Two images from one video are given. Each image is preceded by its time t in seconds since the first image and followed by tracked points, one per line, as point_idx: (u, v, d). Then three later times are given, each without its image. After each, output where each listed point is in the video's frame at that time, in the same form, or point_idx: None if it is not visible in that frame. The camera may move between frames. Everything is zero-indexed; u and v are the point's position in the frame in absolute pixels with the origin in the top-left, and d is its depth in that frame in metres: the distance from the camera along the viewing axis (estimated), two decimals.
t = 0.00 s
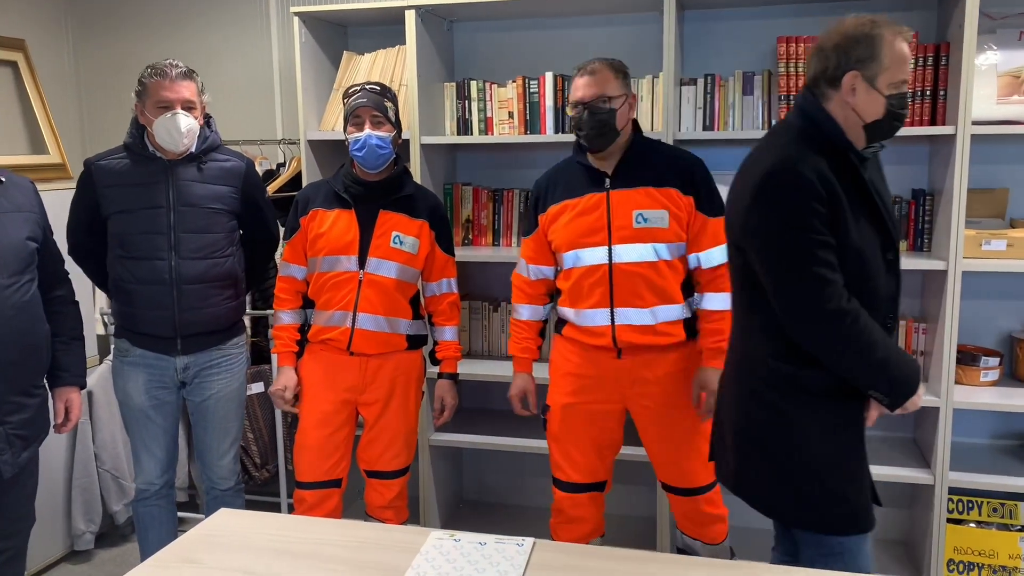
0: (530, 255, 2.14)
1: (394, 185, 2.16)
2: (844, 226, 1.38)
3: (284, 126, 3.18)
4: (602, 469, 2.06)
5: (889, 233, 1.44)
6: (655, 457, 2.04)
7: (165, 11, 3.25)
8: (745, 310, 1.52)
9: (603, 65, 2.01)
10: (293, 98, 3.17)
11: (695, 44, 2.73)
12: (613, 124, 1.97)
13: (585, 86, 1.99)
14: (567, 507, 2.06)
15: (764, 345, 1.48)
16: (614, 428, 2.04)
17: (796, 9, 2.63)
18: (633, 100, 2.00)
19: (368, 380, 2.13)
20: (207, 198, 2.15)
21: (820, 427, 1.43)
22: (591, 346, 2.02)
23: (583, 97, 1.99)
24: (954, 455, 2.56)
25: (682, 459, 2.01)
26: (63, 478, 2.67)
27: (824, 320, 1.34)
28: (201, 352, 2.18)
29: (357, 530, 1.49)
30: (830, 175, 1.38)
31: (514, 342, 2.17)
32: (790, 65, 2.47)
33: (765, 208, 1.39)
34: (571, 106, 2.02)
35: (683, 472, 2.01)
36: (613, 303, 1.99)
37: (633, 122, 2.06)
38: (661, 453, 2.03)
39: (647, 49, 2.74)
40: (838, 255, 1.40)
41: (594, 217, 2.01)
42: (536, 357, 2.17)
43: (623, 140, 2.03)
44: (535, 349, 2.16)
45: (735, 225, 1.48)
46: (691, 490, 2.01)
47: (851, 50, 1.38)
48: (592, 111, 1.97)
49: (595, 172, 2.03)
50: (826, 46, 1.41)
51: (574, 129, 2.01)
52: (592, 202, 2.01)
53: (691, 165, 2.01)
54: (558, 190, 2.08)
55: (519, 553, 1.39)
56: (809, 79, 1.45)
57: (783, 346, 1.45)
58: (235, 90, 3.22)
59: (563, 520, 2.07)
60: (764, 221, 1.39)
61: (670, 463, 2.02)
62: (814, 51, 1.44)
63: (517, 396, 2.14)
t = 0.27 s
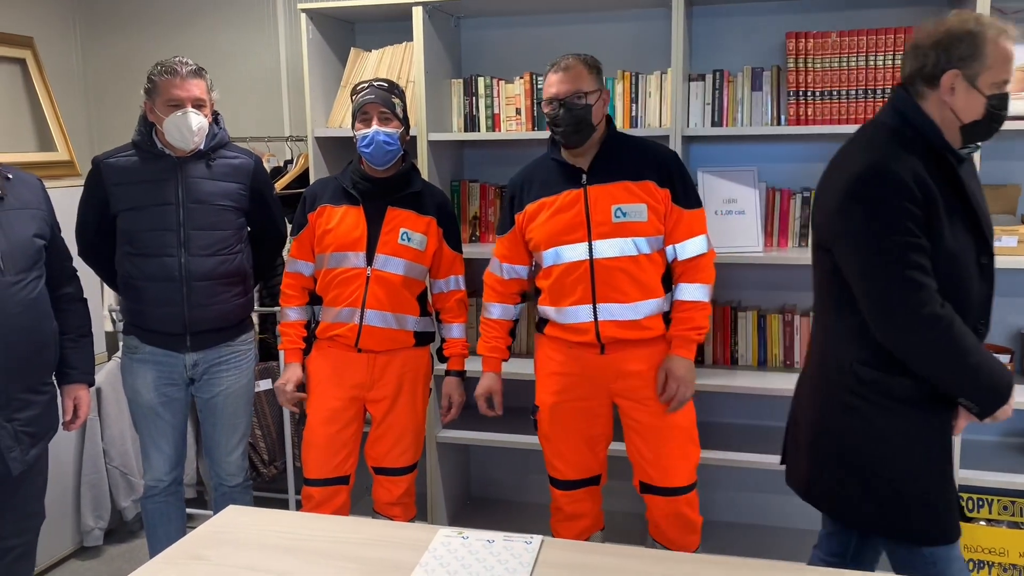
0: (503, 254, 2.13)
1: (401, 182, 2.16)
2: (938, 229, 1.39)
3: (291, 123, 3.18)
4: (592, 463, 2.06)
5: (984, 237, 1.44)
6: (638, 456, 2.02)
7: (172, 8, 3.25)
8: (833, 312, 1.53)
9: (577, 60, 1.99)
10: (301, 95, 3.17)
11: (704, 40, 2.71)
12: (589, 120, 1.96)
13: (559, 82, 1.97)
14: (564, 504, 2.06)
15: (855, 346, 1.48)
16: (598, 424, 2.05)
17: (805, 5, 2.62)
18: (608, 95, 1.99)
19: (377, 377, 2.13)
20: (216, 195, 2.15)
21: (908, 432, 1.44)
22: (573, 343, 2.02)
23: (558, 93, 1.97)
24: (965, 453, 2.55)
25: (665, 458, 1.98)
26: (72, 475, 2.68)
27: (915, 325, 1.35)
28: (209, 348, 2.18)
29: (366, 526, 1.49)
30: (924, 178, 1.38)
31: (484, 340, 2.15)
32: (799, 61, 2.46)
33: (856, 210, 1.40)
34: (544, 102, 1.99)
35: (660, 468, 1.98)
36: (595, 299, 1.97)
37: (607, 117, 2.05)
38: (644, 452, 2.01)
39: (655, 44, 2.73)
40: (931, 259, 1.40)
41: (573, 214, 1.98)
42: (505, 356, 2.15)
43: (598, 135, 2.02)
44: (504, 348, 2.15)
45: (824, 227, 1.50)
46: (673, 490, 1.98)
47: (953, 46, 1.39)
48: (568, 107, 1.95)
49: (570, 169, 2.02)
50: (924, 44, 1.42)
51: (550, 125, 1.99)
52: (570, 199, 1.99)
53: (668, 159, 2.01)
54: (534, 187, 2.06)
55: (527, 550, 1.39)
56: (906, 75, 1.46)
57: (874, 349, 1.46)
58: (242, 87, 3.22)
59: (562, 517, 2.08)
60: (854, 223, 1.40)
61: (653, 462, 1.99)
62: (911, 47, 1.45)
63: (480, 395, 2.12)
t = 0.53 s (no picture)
0: (504, 250, 2.13)
1: (409, 179, 2.16)
2: None
3: (301, 120, 3.18)
4: (593, 462, 2.06)
5: None
6: (631, 457, 2.02)
7: (181, 5, 3.26)
8: (961, 329, 1.19)
9: (585, 57, 1.98)
10: (310, 92, 3.17)
11: (714, 36, 2.70)
12: (595, 117, 1.95)
13: (566, 78, 1.96)
14: (568, 503, 2.07)
15: (919, 366, 1.29)
16: (593, 424, 2.05)
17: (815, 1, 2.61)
18: (615, 93, 1.98)
19: (385, 374, 2.13)
20: (226, 193, 2.15)
21: None
22: (570, 342, 2.02)
23: (566, 89, 1.96)
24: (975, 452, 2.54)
25: (657, 461, 1.98)
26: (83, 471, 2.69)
27: None
28: (220, 345, 2.19)
29: (375, 523, 1.49)
30: None
31: (490, 339, 2.15)
32: (809, 57, 2.45)
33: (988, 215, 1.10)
34: (551, 97, 1.98)
35: (652, 470, 1.98)
36: (593, 299, 1.97)
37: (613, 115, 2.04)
38: (636, 453, 2.01)
39: (664, 41, 2.72)
40: None
41: (574, 212, 1.98)
42: (511, 355, 2.15)
43: (603, 133, 2.01)
44: (510, 346, 2.15)
45: (948, 227, 1.16)
46: (663, 493, 1.98)
47: None
48: (575, 103, 1.94)
49: (574, 167, 2.01)
50: None
51: (554, 121, 1.97)
52: (572, 196, 1.99)
53: (673, 161, 2.00)
54: (537, 183, 2.06)
55: (537, 548, 1.39)
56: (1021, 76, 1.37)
57: None
58: (252, 84, 3.23)
59: (566, 516, 2.08)
60: (990, 231, 1.10)
61: (644, 464, 1.99)
62: None
63: (491, 394, 2.12)
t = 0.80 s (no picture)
0: (517, 245, 2.11)
1: (419, 176, 2.16)
2: None
3: (311, 118, 3.18)
4: (604, 464, 2.06)
5: None
6: (642, 460, 2.02)
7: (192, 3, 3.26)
8: None
9: (610, 51, 1.96)
10: (320, 90, 3.17)
11: (725, 34, 2.69)
12: (618, 113, 1.93)
13: (590, 72, 1.94)
14: (579, 504, 2.07)
15: None
16: (603, 426, 2.05)
17: None
18: (639, 90, 1.97)
19: (395, 373, 2.13)
20: (237, 191, 2.15)
21: None
22: (581, 342, 2.01)
23: (590, 83, 1.93)
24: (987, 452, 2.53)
25: (668, 463, 1.97)
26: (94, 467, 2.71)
27: None
28: (230, 343, 2.19)
29: (385, 522, 1.49)
30: None
31: (499, 335, 2.14)
32: (821, 55, 2.44)
33: None
34: (574, 90, 1.96)
35: (664, 472, 1.98)
36: (607, 298, 1.97)
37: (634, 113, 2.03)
38: (647, 456, 2.00)
39: (675, 38, 2.71)
40: None
41: (592, 209, 1.98)
42: (521, 352, 2.14)
43: (625, 130, 2.00)
44: (520, 343, 2.13)
45: None
46: (674, 495, 1.97)
47: None
48: (599, 98, 1.91)
49: (593, 162, 2.00)
50: None
51: (577, 115, 1.95)
52: (591, 193, 1.98)
53: (694, 164, 2.00)
54: (553, 179, 2.05)
55: (548, 547, 1.38)
56: None
57: None
58: (262, 83, 3.23)
59: (576, 517, 2.08)
60: None
61: (655, 467, 1.99)
62: None
63: (502, 391, 2.11)
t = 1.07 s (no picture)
0: (532, 245, 2.12)
1: (429, 175, 2.15)
2: None
3: (322, 118, 3.19)
4: (618, 466, 2.06)
5: None
6: (656, 463, 2.01)
7: (203, 4, 3.27)
8: None
9: (625, 51, 1.96)
10: (331, 90, 3.17)
11: (736, 34, 2.68)
12: (633, 112, 1.93)
13: (606, 72, 1.94)
14: (591, 506, 2.07)
15: None
16: (617, 427, 2.04)
17: None
18: (655, 88, 1.96)
19: (406, 374, 2.13)
20: (248, 191, 2.15)
21: None
22: (596, 344, 2.01)
23: (604, 84, 1.94)
24: (1001, 453, 2.51)
25: (683, 467, 1.97)
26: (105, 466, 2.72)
27: None
28: (241, 343, 2.20)
29: (397, 522, 1.49)
30: None
31: (513, 336, 2.14)
32: (833, 54, 2.43)
33: None
34: (589, 91, 1.96)
35: (679, 476, 1.97)
36: (624, 299, 1.97)
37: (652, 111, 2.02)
38: (662, 459, 2.00)
39: (686, 38, 2.71)
40: None
41: (609, 210, 1.97)
42: (535, 353, 2.14)
43: (642, 130, 2.00)
44: (533, 344, 2.14)
45: None
46: (688, 498, 1.97)
47: None
48: (613, 98, 1.92)
49: (611, 163, 2.00)
50: None
51: (592, 116, 1.96)
52: (609, 194, 1.98)
53: (712, 164, 1.99)
54: (570, 179, 2.05)
55: (559, 548, 1.38)
56: None
57: None
58: (273, 83, 3.24)
59: (588, 518, 2.08)
60: None
61: (670, 470, 1.98)
62: None
63: (514, 392, 2.11)
